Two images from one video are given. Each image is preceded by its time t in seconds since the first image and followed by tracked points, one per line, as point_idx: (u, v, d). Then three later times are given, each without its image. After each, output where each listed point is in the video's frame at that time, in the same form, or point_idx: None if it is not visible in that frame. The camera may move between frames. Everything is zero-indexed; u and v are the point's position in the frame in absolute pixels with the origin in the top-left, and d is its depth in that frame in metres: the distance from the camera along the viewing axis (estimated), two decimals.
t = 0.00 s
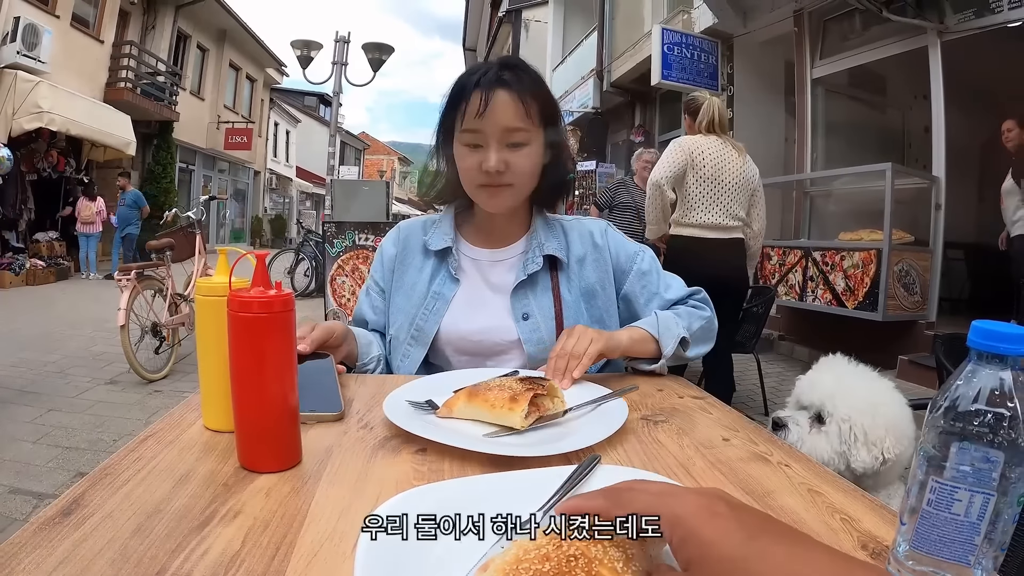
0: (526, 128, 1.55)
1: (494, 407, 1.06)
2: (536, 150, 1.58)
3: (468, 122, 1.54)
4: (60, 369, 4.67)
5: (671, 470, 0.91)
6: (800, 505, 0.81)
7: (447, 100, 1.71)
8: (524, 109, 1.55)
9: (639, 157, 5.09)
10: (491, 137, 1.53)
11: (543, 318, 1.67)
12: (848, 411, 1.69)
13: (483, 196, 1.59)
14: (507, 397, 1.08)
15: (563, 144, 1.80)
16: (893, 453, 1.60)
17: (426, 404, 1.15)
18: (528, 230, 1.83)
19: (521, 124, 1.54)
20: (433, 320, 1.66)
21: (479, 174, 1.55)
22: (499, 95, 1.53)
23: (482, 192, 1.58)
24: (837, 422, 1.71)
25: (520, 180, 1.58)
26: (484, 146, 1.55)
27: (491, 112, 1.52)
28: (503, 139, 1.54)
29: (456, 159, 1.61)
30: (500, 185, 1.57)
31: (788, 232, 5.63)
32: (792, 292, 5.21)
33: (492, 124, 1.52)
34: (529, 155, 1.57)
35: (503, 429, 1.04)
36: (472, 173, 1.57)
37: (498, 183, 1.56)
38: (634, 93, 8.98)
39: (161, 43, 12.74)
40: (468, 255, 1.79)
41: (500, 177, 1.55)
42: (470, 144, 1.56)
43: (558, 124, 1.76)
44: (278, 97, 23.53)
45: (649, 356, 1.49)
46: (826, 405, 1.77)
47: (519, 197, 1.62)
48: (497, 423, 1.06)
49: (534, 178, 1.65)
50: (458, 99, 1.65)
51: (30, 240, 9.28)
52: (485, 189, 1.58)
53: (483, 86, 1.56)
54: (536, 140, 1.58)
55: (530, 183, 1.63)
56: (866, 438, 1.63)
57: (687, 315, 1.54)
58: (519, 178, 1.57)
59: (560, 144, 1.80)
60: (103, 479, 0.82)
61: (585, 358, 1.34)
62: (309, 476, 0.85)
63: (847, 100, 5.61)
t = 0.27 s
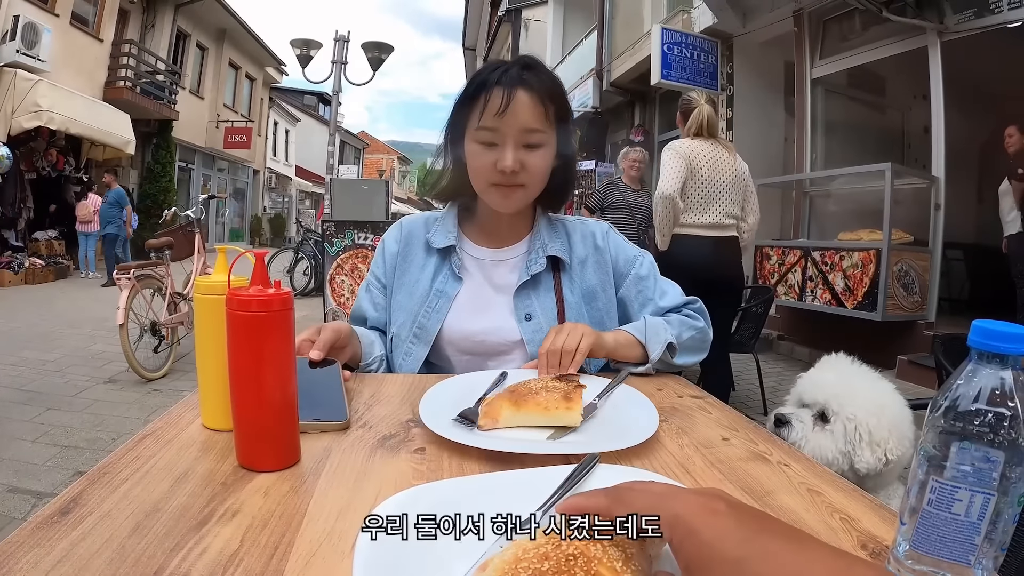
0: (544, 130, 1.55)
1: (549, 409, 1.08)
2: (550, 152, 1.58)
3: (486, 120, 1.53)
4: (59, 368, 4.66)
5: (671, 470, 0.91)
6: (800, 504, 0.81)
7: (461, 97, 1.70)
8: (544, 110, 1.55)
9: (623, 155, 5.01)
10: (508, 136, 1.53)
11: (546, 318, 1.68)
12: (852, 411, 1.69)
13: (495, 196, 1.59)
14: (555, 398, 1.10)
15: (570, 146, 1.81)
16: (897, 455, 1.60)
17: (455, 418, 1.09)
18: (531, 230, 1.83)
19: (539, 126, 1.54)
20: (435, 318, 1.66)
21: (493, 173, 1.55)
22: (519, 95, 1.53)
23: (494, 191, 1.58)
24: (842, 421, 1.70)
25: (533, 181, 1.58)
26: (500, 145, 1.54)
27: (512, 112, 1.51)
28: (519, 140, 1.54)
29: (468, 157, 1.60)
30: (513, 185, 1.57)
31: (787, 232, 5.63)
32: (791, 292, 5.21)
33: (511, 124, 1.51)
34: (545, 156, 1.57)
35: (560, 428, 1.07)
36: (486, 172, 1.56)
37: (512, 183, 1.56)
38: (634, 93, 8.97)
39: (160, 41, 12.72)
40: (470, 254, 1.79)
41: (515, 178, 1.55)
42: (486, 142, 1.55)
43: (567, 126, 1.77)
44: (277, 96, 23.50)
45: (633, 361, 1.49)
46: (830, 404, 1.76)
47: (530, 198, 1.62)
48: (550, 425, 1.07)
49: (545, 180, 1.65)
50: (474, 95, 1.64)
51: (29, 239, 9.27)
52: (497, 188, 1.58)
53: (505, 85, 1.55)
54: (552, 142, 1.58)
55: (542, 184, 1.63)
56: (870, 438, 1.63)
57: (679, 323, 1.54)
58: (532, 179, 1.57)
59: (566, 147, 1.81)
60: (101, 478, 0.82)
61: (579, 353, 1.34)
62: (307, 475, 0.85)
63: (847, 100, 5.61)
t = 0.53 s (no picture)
0: (543, 131, 1.55)
1: (575, 408, 1.10)
2: (549, 154, 1.58)
3: (488, 120, 1.53)
4: (58, 368, 4.67)
5: (670, 469, 0.92)
6: (797, 504, 0.81)
7: (460, 96, 1.70)
8: (543, 111, 1.55)
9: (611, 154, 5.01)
10: (507, 137, 1.53)
11: (539, 317, 1.68)
12: (854, 412, 1.69)
13: (492, 195, 1.59)
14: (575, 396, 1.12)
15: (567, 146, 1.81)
16: (899, 457, 1.60)
17: (480, 427, 1.05)
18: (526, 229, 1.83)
19: (539, 127, 1.54)
20: (428, 318, 1.66)
21: (492, 173, 1.55)
22: (521, 96, 1.54)
23: (492, 191, 1.58)
24: (844, 421, 1.70)
25: (530, 181, 1.58)
26: (499, 145, 1.54)
27: (514, 112, 1.51)
28: (520, 141, 1.54)
29: (466, 157, 1.60)
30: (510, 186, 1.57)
31: (786, 232, 5.64)
32: (790, 292, 5.21)
33: (511, 125, 1.51)
34: (543, 158, 1.57)
35: (582, 425, 1.10)
36: (485, 171, 1.56)
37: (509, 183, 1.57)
38: (633, 93, 8.97)
39: (159, 41, 12.71)
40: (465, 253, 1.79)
41: (512, 178, 1.54)
42: (485, 142, 1.55)
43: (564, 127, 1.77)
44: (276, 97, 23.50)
45: (617, 359, 1.48)
46: (831, 404, 1.76)
47: (527, 198, 1.62)
48: (574, 423, 1.09)
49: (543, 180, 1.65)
50: (474, 95, 1.64)
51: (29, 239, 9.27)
52: (494, 189, 1.57)
53: (506, 85, 1.55)
54: (550, 144, 1.58)
55: (540, 185, 1.63)
56: (871, 438, 1.63)
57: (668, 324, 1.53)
58: (529, 180, 1.57)
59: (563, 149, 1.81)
60: (100, 477, 0.82)
61: (558, 356, 1.34)
62: (306, 475, 0.85)
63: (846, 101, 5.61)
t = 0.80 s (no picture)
0: (537, 129, 1.54)
1: (572, 405, 1.10)
2: (541, 152, 1.58)
3: (479, 119, 1.53)
4: (56, 369, 4.66)
5: (667, 467, 0.92)
6: (794, 501, 0.81)
7: (452, 96, 1.69)
8: (535, 109, 1.55)
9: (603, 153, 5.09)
10: (501, 135, 1.52)
11: (536, 316, 1.68)
12: (855, 409, 1.69)
13: (487, 195, 1.58)
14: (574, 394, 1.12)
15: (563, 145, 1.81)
16: (899, 455, 1.61)
17: (478, 425, 1.05)
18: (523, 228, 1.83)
19: (533, 125, 1.53)
20: (426, 317, 1.66)
21: (487, 172, 1.54)
22: (512, 94, 1.54)
23: (486, 190, 1.57)
24: (844, 418, 1.70)
25: (525, 179, 1.57)
26: (492, 144, 1.54)
27: (506, 111, 1.51)
28: (512, 139, 1.53)
29: (460, 156, 1.60)
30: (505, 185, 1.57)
31: (784, 229, 5.65)
32: (788, 290, 5.22)
33: (503, 123, 1.51)
34: (537, 155, 1.56)
35: (579, 423, 1.10)
36: (478, 171, 1.55)
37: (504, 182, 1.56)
38: (630, 91, 8.97)
39: (156, 41, 12.68)
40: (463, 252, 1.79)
41: (507, 176, 1.54)
42: (479, 141, 1.54)
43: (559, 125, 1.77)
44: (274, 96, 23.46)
45: (615, 359, 1.49)
46: (831, 400, 1.76)
47: (522, 196, 1.61)
48: (570, 422, 1.09)
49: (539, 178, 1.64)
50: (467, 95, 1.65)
51: (26, 240, 9.24)
52: (489, 188, 1.57)
53: (498, 84, 1.56)
54: (543, 141, 1.58)
55: (535, 182, 1.62)
56: (872, 436, 1.63)
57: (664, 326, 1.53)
58: (524, 178, 1.56)
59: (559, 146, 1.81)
60: (97, 477, 0.82)
61: (550, 360, 1.35)
62: (303, 473, 0.85)
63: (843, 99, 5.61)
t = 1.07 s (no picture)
0: (533, 123, 1.54)
1: (567, 403, 1.10)
2: (540, 147, 1.57)
3: (474, 115, 1.53)
4: (55, 369, 4.65)
5: (665, 463, 0.92)
6: (792, 498, 0.81)
7: (451, 96, 1.70)
8: (530, 103, 1.55)
9: (600, 153, 5.12)
10: (496, 130, 1.52)
11: (540, 316, 1.68)
12: (857, 407, 1.69)
13: (485, 191, 1.57)
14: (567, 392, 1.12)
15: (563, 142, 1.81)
16: (899, 452, 1.62)
17: (470, 422, 1.06)
18: (525, 228, 1.83)
19: (528, 119, 1.53)
20: (430, 315, 1.66)
21: (484, 168, 1.53)
22: (506, 89, 1.54)
23: (485, 186, 1.56)
24: (846, 416, 1.70)
25: (524, 175, 1.56)
26: (489, 140, 1.53)
27: (499, 105, 1.51)
28: (508, 133, 1.53)
29: (458, 154, 1.59)
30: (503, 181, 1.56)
31: (782, 227, 5.64)
32: (786, 287, 5.23)
33: (498, 118, 1.51)
34: (534, 150, 1.55)
35: (575, 421, 1.10)
36: (476, 168, 1.55)
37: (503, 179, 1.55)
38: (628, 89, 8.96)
39: (153, 40, 12.65)
40: (468, 251, 1.79)
41: (504, 172, 1.53)
42: (475, 137, 1.54)
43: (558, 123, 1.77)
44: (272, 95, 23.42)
45: (618, 359, 1.49)
46: (831, 397, 1.75)
47: (522, 193, 1.60)
48: (566, 419, 1.09)
49: (538, 175, 1.63)
50: (462, 94, 1.66)
51: (24, 240, 9.22)
52: (487, 184, 1.56)
53: (491, 80, 1.56)
54: (541, 136, 1.57)
55: (535, 178, 1.61)
56: (874, 434, 1.64)
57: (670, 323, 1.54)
58: (523, 174, 1.55)
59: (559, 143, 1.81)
60: (95, 476, 0.82)
61: (550, 358, 1.35)
62: (301, 472, 0.85)
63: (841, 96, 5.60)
